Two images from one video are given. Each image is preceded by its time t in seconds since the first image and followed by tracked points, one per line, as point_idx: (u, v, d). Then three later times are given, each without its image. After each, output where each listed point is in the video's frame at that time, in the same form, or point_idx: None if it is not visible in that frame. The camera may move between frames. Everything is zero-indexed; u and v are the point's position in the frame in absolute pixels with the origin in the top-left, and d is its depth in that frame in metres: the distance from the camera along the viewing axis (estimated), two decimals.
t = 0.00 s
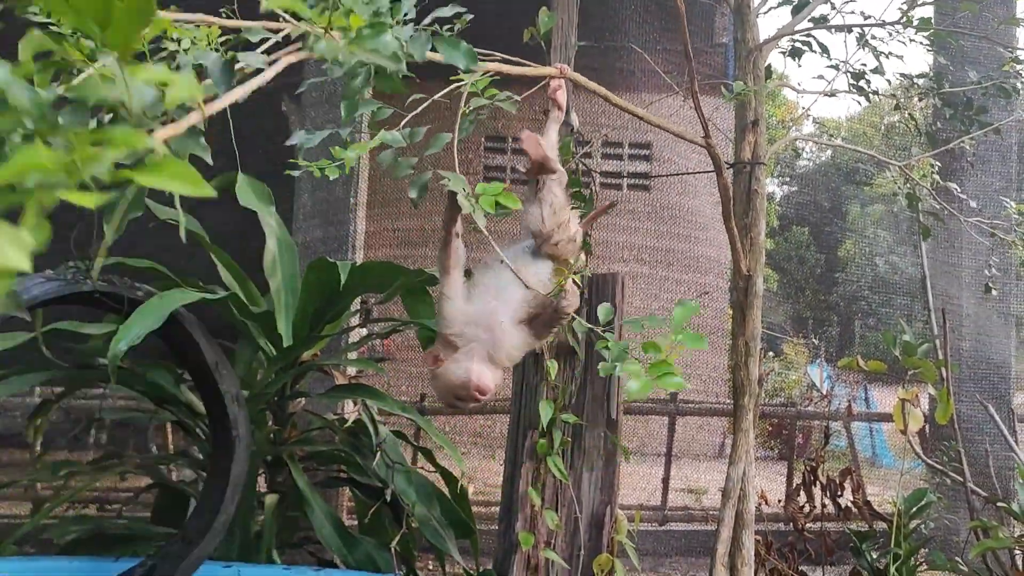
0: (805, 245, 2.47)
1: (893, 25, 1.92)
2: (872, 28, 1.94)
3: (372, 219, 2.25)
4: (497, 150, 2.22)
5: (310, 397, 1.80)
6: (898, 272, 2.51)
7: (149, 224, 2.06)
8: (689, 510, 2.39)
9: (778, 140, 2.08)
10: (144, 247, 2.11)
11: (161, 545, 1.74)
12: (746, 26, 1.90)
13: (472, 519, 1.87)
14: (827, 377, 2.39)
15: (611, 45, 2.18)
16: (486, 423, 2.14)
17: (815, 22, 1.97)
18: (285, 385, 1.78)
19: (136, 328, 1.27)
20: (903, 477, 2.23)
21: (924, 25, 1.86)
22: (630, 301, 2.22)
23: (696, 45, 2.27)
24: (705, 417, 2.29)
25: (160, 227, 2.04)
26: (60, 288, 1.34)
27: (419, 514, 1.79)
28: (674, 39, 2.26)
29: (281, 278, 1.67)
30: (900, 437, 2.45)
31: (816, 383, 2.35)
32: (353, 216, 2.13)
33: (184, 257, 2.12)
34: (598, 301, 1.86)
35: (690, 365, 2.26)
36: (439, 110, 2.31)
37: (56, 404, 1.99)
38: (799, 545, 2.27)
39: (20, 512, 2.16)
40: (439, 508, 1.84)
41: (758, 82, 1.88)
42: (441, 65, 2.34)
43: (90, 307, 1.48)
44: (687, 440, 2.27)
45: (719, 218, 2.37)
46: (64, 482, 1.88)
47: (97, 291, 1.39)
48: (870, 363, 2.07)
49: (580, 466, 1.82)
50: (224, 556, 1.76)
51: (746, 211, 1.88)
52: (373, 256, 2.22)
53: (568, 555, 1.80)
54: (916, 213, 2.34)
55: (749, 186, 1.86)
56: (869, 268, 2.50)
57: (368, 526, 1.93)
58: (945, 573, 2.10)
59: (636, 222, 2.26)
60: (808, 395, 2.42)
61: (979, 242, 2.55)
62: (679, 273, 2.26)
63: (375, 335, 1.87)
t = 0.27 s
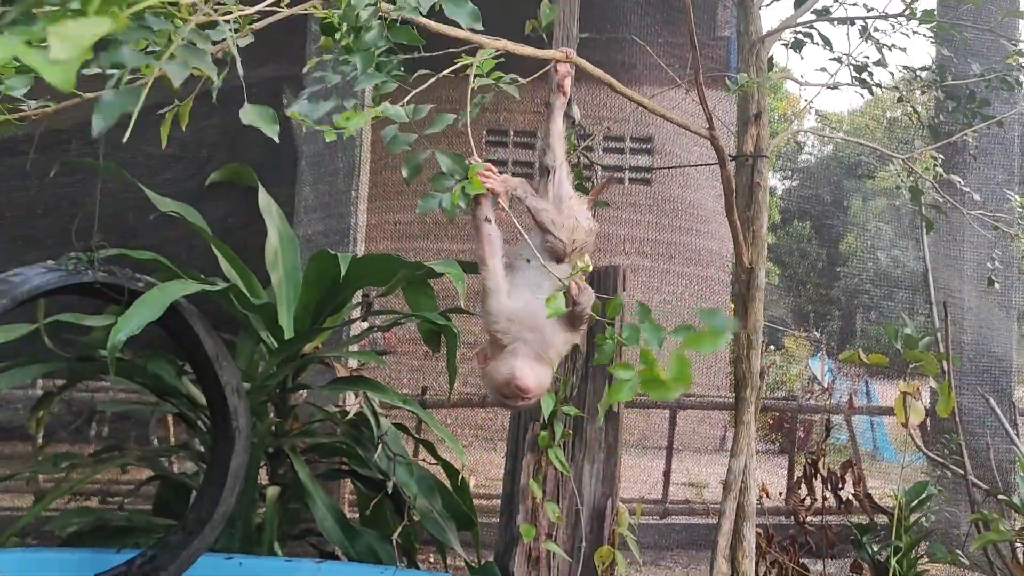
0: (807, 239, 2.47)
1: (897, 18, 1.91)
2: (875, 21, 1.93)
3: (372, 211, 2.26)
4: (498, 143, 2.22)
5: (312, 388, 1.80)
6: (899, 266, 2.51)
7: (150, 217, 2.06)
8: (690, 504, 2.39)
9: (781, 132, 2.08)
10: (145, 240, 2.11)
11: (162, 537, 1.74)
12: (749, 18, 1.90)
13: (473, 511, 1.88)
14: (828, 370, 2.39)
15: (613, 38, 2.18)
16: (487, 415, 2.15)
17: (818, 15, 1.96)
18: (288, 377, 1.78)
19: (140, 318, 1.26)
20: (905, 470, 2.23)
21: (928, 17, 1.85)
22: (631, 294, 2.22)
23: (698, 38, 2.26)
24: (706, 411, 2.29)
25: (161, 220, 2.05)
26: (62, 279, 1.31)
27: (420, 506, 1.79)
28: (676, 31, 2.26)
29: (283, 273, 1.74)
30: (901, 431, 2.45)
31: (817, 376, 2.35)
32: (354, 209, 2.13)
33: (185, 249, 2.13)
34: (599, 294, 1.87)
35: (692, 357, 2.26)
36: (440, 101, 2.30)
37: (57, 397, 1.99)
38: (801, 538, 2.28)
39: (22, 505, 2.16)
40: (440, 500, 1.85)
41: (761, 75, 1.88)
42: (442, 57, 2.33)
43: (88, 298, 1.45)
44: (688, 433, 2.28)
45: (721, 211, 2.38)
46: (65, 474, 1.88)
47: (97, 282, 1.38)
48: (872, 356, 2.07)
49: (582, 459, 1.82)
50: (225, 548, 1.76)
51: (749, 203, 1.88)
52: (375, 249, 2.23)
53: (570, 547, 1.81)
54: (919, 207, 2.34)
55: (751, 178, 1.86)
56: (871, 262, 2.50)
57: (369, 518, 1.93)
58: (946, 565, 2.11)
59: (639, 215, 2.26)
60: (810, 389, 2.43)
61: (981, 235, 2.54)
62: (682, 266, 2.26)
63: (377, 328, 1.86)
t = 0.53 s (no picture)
0: (809, 233, 2.46)
1: (901, 10, 1.91)
2: (879, 13, 1.93)
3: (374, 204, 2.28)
4: (500, 136, 2.21)
5: (314, 381, 1.80)
6: (902, 260, 2.50)
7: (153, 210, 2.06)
8: (692, 498, 2.40)
9: (784, 125, 2.08)
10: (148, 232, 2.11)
11: (166, 530, 1.75)
12: (752, 10, 1.90)
13: (475, 504, 1.88)
14: (830, 364, 2.39)
15: (616, 30, 2.17)
16: (489, 408, 2.15)
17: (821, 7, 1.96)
18: (290, 369, 1.78)
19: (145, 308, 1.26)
20: (907, 463, 2.24)
21: (932, 8, 1.85)
22: (633, 287, 2.22)
23: (701, 31, 2.26)
24: (709, 404, 2.29)
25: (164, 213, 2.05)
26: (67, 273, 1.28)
27: (423, 499, 1.79)
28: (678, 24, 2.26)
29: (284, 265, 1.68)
30: (903, 424, 2.45)
31: (819, 370, 2.35)
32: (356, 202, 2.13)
33: (187, 242, 2.13)
34: (601, 287, 1.84)
35: (694, 351, 2.26)
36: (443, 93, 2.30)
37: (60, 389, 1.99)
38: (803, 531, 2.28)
39: (25, 498, 2.16)
40: (443, 492, 1.84)
41: (764, 67, 1.88)
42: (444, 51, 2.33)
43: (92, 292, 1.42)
44: (690, 426, 2.28)
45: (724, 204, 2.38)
46: (68, 467, 1.88)
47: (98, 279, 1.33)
48: (875, 349, 2.06)
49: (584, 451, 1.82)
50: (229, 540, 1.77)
51: (751, 196, 1.87)
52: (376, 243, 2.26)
53: (572, 539, 1.82)
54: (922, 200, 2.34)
55: (754, 171, 1.86)
56: (874, 256, 2.49)
57: (372, 511, 1.93)
58: (948, 557, 2.11)
59: (641, 209, 2.26)
60: (812, 382, 2.43)
61: (984, 228, 2.53)
62: (684, 259, 2.26)
63: (379, 320, 1.86)
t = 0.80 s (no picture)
0: (812, 228, 2.46)
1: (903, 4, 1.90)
2: (881, 6, 1.92)
3: (376, 198, 2.28)
4: (502, 130, 2.21)
5: (315, 375, 1.80)
6: (904, 255, 2.49)
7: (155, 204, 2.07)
8: (693, 491, 2.41)
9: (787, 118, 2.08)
10: (150, 227, 2.12)
11: (170, 523, 1.75)
12: (755, 4, 1.89)
13: (477, 497, 1.88)
14: (832, 358, 2.39)
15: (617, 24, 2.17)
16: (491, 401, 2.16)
17: None
18: (292, 363, 1.78)
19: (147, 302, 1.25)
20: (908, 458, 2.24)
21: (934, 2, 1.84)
22: (635, 281, 2.22)
23: (703, 24, 2.26)
24: (711, 398, 2.29)
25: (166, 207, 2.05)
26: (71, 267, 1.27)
27: (425, 492, 1.79)
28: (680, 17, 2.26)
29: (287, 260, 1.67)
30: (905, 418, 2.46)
31: (821, 364, 2.35)
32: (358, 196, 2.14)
33: (190, 237, 2.13)
34: (603, 281, 1.84)
35: (696, 344, 2.27)
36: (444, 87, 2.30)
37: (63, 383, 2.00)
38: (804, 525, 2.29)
39: (28, 491, 2.17)
40: (445, 486, 1.85)
41: (767, 60, 1.87)
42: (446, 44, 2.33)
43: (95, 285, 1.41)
44: (692, 420, 2.29)
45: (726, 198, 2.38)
46: (71, 460, 1.89)
47: (105, 271, 1.29)
48: (876, 343, 2.06)
49: (586, 445, 1.83)
50: (232, 533, 1.77)
51: (753, 190, 1.87)
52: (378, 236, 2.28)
53: (574, 532, 1.83)
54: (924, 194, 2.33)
55: (756, 164, 1.86)
56: (876, 251, 2.48)
57: (373, 504, 1.93)
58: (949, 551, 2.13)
59: (643, 203, 2.27)
60: (814, 376, 2.43)
61: (986, 222, 2.53)
62: (686, 253, 2.26)
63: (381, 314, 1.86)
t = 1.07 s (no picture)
0: (813, 223, 2.45)
1: None
2: None
3: (378, 191, 2.28)
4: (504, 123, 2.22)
5: (317, 367, 1.80)
6: (905, 249, 2.49)
7: (157, 196, 2.07)
8: (695, 485, 2.41)
9: (789, 111, 2.08)
10: (152, 219, 2.12)
11: (173, 516, 1.76)
12: None
13: (478, 490, 1.88)
14: (833, 352, 2.39)
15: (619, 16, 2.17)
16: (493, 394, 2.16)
17: None
18: (294, 355, 1.78)
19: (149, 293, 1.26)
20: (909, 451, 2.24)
21: None
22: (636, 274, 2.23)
23: (705, 17, 2.26)
24: (712, 392, 2.29)
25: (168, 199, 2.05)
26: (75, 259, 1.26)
27: (427, 485, 1.80)
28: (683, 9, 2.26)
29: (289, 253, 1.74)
30: (906, 412, 2.46)
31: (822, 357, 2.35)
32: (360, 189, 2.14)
33: (191, 229, 2.13)
34: (605, 274, 1.84)
35: (698, 338, 2.27)
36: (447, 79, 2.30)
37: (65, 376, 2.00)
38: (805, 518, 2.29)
39: (30, 484, 2.18)
40: (447, 478, 1.85)
41: (769, 52, 1.87)
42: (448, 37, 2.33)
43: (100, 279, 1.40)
44: (694, 414, 2.29)
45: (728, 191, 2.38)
46: (73, 453, 1.89)
47: (109, 263, 1.29)
48: (878, 336, 2.06)
49: (588, 437, 1.83)
50: (235, 526, 1.78)
51: (756, 182, 1.87)
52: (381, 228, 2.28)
53: (576, 525, 1.83)
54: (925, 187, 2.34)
55: (758, 156, 1.86)
56: (878, 246, 2.48)
57: (375, 496, 1.94)
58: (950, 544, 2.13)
59: (645, 196, 2.27)
60: (816, 370, 2.43)
61: (989, 215, 2.54)
62: (688, 246, 2.26)
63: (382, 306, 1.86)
